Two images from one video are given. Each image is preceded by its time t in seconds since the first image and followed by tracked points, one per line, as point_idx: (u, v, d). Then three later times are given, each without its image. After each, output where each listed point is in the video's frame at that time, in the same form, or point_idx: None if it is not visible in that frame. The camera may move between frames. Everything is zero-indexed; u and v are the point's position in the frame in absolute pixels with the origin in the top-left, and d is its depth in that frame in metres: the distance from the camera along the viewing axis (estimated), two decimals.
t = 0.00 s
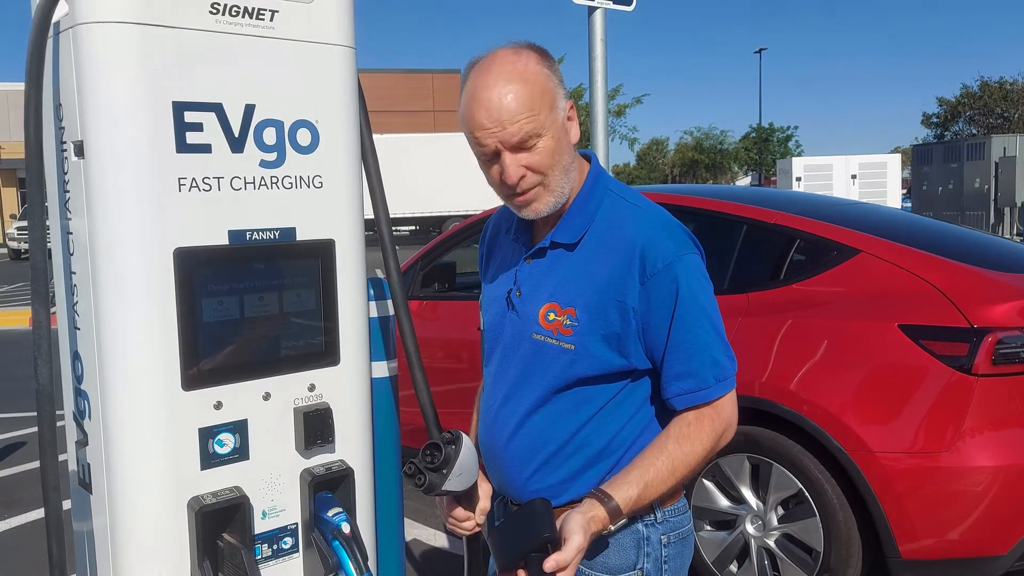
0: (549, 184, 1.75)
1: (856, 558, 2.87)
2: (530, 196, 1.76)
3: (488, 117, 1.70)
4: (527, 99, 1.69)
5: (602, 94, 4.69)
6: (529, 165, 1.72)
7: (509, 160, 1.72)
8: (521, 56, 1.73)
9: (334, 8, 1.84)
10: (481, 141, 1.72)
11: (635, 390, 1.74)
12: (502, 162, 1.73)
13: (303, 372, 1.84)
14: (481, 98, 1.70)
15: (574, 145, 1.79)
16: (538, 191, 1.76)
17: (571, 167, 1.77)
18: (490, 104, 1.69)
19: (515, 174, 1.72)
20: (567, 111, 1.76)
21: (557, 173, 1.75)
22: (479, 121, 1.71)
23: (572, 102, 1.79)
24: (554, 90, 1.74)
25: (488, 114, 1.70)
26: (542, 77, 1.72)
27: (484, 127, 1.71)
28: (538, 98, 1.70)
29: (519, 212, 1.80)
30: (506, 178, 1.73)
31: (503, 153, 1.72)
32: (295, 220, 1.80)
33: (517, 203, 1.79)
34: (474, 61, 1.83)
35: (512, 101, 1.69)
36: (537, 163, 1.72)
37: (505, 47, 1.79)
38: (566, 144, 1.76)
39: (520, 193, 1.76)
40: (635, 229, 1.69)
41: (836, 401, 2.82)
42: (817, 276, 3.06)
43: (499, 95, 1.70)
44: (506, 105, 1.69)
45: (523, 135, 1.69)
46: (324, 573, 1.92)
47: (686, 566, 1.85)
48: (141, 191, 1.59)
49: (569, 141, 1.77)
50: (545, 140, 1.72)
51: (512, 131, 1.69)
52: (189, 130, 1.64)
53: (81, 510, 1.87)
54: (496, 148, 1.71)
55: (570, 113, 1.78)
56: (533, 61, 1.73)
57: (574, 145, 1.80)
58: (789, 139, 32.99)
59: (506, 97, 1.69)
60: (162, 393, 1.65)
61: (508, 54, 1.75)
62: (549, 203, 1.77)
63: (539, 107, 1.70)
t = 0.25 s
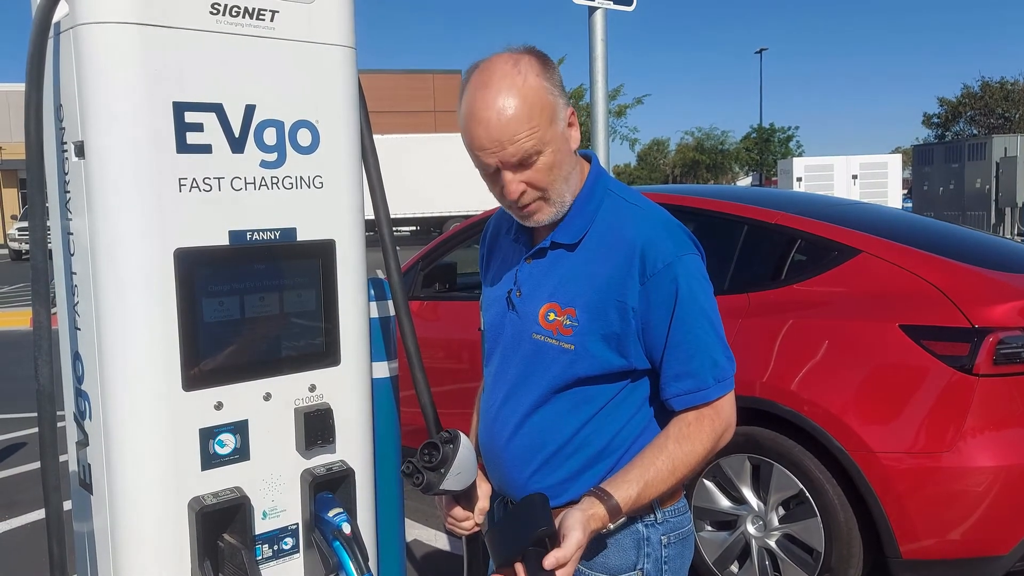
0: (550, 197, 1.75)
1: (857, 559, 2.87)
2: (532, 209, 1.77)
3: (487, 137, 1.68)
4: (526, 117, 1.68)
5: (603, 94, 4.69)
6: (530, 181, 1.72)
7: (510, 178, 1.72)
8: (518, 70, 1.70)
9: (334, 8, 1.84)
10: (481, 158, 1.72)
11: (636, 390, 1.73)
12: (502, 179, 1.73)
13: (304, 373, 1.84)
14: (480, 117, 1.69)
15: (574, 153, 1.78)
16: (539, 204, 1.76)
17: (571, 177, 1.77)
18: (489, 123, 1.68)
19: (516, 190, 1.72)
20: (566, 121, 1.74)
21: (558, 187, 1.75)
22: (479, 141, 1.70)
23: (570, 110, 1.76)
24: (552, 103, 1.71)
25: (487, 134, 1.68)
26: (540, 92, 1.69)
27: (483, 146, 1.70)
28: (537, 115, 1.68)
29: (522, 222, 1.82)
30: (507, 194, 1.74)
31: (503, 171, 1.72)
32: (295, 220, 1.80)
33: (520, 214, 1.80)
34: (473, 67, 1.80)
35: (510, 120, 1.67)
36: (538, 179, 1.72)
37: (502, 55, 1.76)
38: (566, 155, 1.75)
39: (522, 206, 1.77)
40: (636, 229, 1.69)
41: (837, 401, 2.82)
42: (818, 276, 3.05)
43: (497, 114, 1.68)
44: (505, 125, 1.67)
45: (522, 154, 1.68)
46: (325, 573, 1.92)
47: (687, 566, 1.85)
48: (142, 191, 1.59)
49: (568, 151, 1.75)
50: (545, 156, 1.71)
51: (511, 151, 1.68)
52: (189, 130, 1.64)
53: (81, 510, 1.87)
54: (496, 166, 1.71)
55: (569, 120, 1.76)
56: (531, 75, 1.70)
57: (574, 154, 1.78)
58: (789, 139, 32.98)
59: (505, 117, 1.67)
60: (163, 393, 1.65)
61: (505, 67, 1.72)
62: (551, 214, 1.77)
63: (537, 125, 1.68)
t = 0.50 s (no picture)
0: (552, 201, 1.75)
1: (859, 560, 2.87)
2: (534, 213, 1.77)
3: (488, 142, 1.68)
4: (527, 122, 1.67)
5: (604, 95, 4.69)
6: (531, 185, 1.72)
7: (512, 182, 1.71)
8: (520, 75, 1.69)
9: (336, 9, 1.84)
10: (483, 164, 1.72)
11: (637, 393, 1.73)
12: (504, 184, 1.72)
13: (306, 374, 1.84)
14: (481, 122, 1.68)
15: (575, 157, 1.78)
16: (541, 207, 1.76)
17: (573, 180, 1.76)
18: (490, 129, 1.68)
19: (518, 195, 1.72)
20: (567, 124, 1.73)
21: (560, 191, 1.74)
22: (480, 146, 1.70)
23: (572, 113, 1.75)
24: (553, 107, 1.70)
25: (489, 139, 1.68)
26: (541, 96, 1.69)
27: (485, 152, 1.70)
28: (538, 120, 1.68)
29: (524, 225, 1.82)
30: (509, 198, 1.74)
31: (505, 176, 1.71)
32: (297, 222, 1.80)
33: (522, 217, 1.80)
34: (473, 71, 1.79)
35: (511, 126, 1.67)
36: (539, 184, 1.72)
37: (502, 59, 1.75)
38: (567, 159, 1.74)
39: (524, 210, 1.77)
40: (637, 231, 1.69)
41: (839, 402, 2.82)
42: (820, 277, 3.05)
43: (498, 120, 1.67)
44: (506, 131, 1.67)
45: (524, 159, 1.68)
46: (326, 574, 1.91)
47: (689, 568, 1.85)
48: (145, 192, 1.59)
49: (570, 155, 1.75)
50: (547, 161, 1.70)
51: (512, 157, 1.68)
52: (191, 131, 1.64)
53: (83, 511, 1.87)
54: (498, 171, 1.71)
55: (570, 124, 1.76)
56: (532, 80, 1.69)
57: (576, 157, 1.78)
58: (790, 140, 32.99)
59: (506, 123, 1.67)
60: (165, 394, 1.65)
61: (506, 71, 1.71)
62: (553, 218, 1.77)
63: (538, 130, 1.68)
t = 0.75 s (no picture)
0: (554, 203, 1.75)
1: (860, 561, 2.86)
2: (536, 214, 1.76)
3: (489, 142, 1.68)
4: (528, 122, 1.67)
5: (605, 96, 4.69)
6: (533, 186, 1.71)
7: (513, 182, 1.71)
8: (520, 75, 1.69)
9: (337, 11, 1.84)
10: (484, 164, 1.72)
11: (637, 394, 1.73)
12: (505, 184, 1.72)
13: (307, 375, 1.84)
14: (482, 122, 1.68)
15: (577, 158, 1.77)
16: (543, 209, 1.76)
17: (575, 182, 1.76)
18: (490, 129, 1.68)
19: (519, 195, 1.72)
20: (568, 125, 1.73)
21: (561, 191, 1.74)
22: (481, 146, 1.70)
23: (573, 114, 1.75)
24: (554, 108, 1.70)
25: (489, 139, 1.68)
26: (542, 97, 1.69)
27: (486, 152, 1.69)
28: (539, 120, 1.68)
29: (526, 226, 1.81)
30: (510, 199, 1.73)
31: (506, 176, 1.71)
32: (298, 223, 1.80)
33: (524, 219, 1.79)
34: (475, 72, 1.79)
35: (512, 126, 1.66)
36: (541, 184, 1.71)
37: (504, 60, 1.75)
38: (568, 160, 1.74)
39: (526, 212, 1.77)
40: (639, 231, 1.69)
41: (840, 402, 2.82)
42: (821, 277, 3.05)
43: (498, 119, 1.67)
44: (506, 131, 1.67)
45: (525, 159, 1.68)
46: None
47: (691, 569, 1.85)
48: (146, 194, 1.59)
49: (571, 156, 1.74)
50: (548, 161, 1.70)
51: (513, 157, 1.67)
52: (192, 133, 1.64)
53: (85, 513, 1.87)
54: (499, 171, 1.70)
55: (571, 125, 1.75)
56: (533, 80, 1.69)
57: (577, 158, 1.78)
58: (790, 140, 32.99)
59: (507, 123, 1.67)
60: (166, 395, 1.65)
61: (507, 72, 1.71)
62: (555, 219, 1.77)
63: (539, 130, 1.68)
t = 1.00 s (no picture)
0: (551, 202, 1.75)
1: (861, 561, 2.86)
2: (533, 213, 1.76)
3: (485, 142, 1.68)
4: (524, 122, 1.67)
5: (606, 96, 4.69)
6: (529, 185, 1.71)
7: (509, 182, 1.71)
8: (517, 75, 1.69)
9: (338, 11, 1.84)
10: (480, 164, 1.72)
11: (637, 393, 1.73)
12: (502, 184, 1.72)
13: (307, 375, 1.84)
14: (478, 121, 1.68)
15: (575, 158, 1.77)
16: (540, 208, 1.76)
17: (573, 181, 1.76)
18: (486, 128, 1.68)
19: (516, 195, 1.72)
20: (566, 125, 1.73)
21: (558, 191, 1.74)
22: (478, 145, 1.70)
23: (571, 114, 1.74)
24: (551, 107, 1.70)
25: (485, 139, 1.68)
26: (538, 97, 1.68)
27: (482, 152, 1.69)
28: (536, 120, 1.67)
29: (524, 226, 1.81)
30: (507, 198, 1.73)
31: (502, 176, 1.71)
32: (299, 223, 1.80)
33: (521, 218, 1.79)
34: (473, 72, 1.79)
35: (508, 125, 1.66)
36: (537, 184, 1.71)
37: (502, 60, 1.75)
38: (566, 160, 1.73)
39: (523, 211, 1.77)
40: (638, 229, 1.69)
41: (840, 402, 2.81)
42: (822, 277, 3.05)
43: (495, 119, 1.67)
44: (503, 130, 1.67)
45: (521, 159, 1.68)
46: None
47: (692, 569, 1.85)
48: (146, 194, 1.59)
49: (569, 156, 1.74)
50: (545, 161, 1.70)
51: (509, 156, 1.67)
52: (193, 133, 1.64)
53: (85, 513, 1.87)
54: (495, 170, 1.70)
55: (569, 125, 1.75)
56: (530, 80, 1.69)
57: (575, 158, 1.77)
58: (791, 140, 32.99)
59: (503, 123, 1.67)
60: (166, 395, 1.65)
61: (504, 72, 1.71)
62: (552, 219, 1.77)
63: (535, 130, 1.67)
